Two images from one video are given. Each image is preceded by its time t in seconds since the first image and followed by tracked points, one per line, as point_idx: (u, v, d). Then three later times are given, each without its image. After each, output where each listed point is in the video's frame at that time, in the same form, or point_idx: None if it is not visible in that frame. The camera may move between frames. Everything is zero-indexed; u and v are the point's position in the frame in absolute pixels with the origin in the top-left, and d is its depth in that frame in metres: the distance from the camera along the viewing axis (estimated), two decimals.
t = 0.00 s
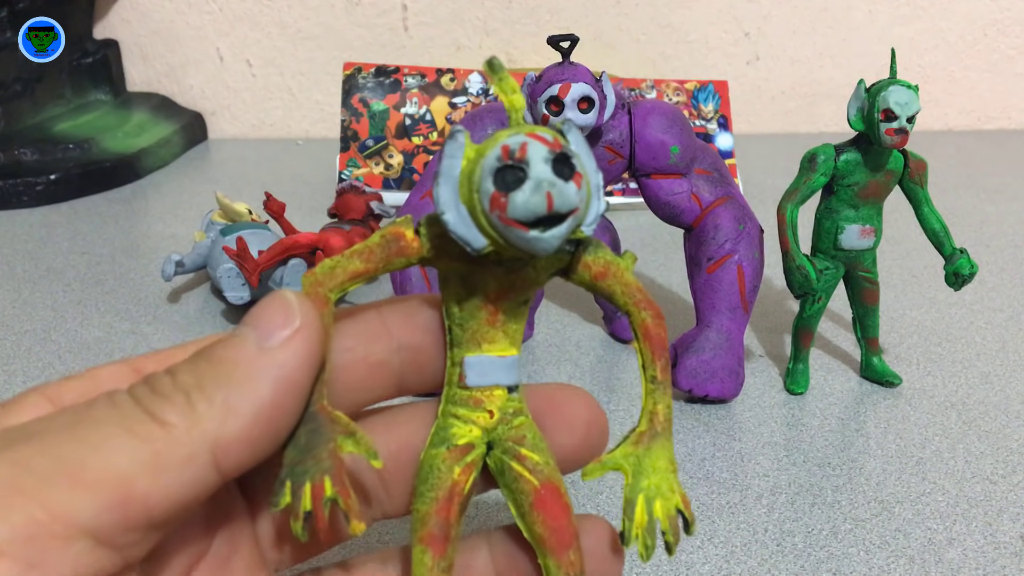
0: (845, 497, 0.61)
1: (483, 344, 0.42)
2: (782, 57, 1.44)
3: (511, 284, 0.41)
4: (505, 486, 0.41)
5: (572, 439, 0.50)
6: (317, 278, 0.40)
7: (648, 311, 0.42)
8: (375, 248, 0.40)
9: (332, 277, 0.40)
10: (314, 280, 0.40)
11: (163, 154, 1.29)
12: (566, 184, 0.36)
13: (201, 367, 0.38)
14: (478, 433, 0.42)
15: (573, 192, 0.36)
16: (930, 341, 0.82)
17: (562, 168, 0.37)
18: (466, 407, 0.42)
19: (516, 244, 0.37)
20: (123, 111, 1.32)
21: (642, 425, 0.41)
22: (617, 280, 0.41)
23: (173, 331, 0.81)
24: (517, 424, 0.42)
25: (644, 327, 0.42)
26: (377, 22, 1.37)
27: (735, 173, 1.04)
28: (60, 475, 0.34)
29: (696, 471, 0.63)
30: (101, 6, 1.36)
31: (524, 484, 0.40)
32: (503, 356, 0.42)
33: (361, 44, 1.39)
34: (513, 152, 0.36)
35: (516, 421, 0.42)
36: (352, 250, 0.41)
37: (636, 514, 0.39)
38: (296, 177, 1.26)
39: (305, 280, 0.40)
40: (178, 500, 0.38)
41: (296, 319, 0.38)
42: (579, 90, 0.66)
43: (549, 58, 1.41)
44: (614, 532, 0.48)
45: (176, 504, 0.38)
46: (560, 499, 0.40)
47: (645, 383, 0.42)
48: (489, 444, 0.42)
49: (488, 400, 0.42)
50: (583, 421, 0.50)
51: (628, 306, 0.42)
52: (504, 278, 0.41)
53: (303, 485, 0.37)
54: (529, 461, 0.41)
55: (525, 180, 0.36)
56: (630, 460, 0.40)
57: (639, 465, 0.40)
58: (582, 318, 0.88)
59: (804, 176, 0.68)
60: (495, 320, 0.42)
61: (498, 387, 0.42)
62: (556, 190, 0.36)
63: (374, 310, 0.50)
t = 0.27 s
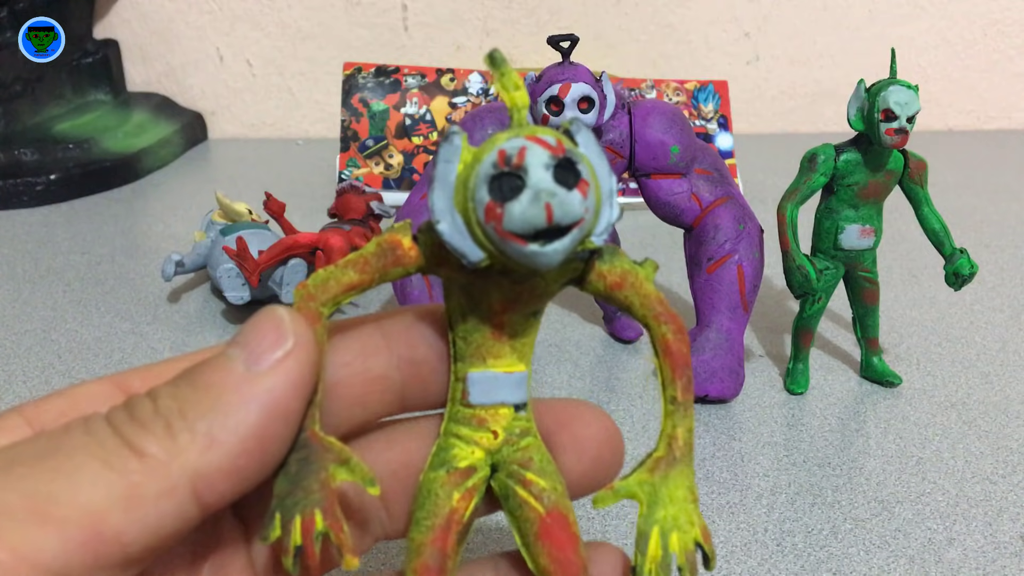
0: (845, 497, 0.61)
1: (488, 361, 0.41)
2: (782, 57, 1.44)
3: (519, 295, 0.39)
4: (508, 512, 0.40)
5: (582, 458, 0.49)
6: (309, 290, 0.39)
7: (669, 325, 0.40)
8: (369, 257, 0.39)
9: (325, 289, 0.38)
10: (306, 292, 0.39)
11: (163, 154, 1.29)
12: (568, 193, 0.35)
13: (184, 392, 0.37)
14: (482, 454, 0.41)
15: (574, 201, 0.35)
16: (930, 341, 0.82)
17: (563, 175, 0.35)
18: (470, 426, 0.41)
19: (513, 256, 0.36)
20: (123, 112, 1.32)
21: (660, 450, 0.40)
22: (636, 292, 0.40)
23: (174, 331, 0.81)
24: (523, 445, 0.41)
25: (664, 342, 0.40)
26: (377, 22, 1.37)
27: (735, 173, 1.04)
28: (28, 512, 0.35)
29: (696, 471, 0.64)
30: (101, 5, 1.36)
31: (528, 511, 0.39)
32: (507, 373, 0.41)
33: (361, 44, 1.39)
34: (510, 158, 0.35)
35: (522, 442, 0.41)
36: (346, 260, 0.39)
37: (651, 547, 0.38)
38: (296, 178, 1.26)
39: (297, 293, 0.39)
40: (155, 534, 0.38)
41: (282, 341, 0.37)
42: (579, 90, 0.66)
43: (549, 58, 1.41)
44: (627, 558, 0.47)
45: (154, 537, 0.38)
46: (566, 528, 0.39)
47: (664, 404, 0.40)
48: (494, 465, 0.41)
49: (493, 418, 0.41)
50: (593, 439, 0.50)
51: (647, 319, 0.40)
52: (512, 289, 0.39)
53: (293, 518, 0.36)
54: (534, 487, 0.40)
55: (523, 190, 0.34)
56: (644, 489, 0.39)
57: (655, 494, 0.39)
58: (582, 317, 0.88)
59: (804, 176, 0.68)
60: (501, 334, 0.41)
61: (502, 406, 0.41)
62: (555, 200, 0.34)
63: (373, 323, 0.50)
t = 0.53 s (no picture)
0: (845, 497, 0.61)
1: (452, 382, 0.32)
2: (782, 57, 1.44)
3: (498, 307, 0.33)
4: (480, 552, 0.33)
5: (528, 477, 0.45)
6: (288, 320, 0.29)
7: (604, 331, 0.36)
8: (356, 274, 0.29)
9: (306, 316, 0.29)
10: (286, 323, 0.29)
11: (163, 154, 1.29)
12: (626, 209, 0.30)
13: (157, 449, 0.30)
14: (450, 486, 0.33)
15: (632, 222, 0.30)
16: (931, 341, 0.82)
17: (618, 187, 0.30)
18: (434, 459, 0.32)
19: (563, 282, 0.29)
20: (123, 111, 1.32)
21: (606, 458, 0.36)
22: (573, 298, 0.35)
23: (174, 331, 0.81)
24: (490, 472, 0.34)
25: (603, 349, 0.36)
26: (376, 22, 1.37)
27: (734, 173, 1.04)
28: None
29: (696, 471, 0.64)
30: (101, 5, 1.36)
31: (507, 544, 0.33)
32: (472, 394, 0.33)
33: (361, 44, 1.39)
34: (573, 170, 0.29)
35: (486, 468, 0.34)
36: (322, 279, 0.29)
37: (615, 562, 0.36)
38: (296, 178, 1.26)
39: (269, 321, 0.29)
40: None
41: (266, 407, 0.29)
42: (579, 90, 0.66)
43: (549, 58, 1.41)
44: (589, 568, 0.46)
45: None
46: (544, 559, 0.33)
47: (602, 412, 0.36)
48: (461, 499, 0.33)
49: (459, 448, 0.33)
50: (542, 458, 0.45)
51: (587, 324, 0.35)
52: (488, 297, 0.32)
53: None
54: (509, 514, 0.33)
55: (587, 204, 0.28)
56: (601, 499, 0.36)
57: (610, 502, 0.36)
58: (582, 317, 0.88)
59: (804, 176, 0.68)
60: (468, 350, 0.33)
61: (466, 432, 0.33)
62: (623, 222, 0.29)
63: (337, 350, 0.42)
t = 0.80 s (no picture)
0: (844, 497, 0.61)
1: (401, 447, 0.32)
2: (782, 56, 1.44)
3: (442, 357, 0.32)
4: None
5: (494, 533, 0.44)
6: (212, 389, 0.28)
7: (562, 372, 0.36)
8: (287, 330, 0.29)
9: (230, 381, 0.28)
10: (208, 393, 0.28)
11: (163, 155, 1.29)
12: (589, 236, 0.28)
13: (53, 560, 0.29)
14: (408, 565, 0.32)
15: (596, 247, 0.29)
16: (931, 341, 0.82)
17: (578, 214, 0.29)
18: (387, 534, 0.32)
19: (526, 319, 0.28)
20: (123, 111, 1.32)
21: (576, 510, 0.36)
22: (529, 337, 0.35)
23: (173, 331, 0.81)
24: (447, 540, 0.33)
25: (559, 394, 0.36)
26: (376, 22, 1.37)
27: (734, 173, 1.04)
28: None
29: (696, 471, 0.64)
30: (101, 5, 1.36)
31: None
32: (423, 456, 0.32)
33: (361, 44, 1.39)
34: (532, 196, 0.27)
35: (444, 536, 0.33)
36: (249, 337, 0.29)
37: None
38: (296, 178, 1.26)
39: (187, 392, 0.28)
40: None
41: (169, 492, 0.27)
42: (579, 90, 0.66)
43: (549, 58, 1.41)
44: None
45: None
46: None
47: (565, 458, 0.36)
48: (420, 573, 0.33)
49: (415, 518, 0.32)
50: (510, 517, 0.44)
51: (541, 373, 0.35)
52: (433, 348, 0.31)
53: None
54: None
55: (550, 234, 0.27)
56: (575, 557, 0.36)
57: (586, 558, 0.36)
58: (582, 317, 0.88)
59: (804, 176, 0.68)
60: (416, 408, 0.32)
61: (420, 503, 0.32)
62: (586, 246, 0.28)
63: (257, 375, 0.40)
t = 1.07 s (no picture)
0: (844, 497, 0.61)
1: (366, 454, 0.32)
2: (782, 56, 1.44)
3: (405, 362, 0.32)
4: None
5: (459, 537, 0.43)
6: (172, 411, 0.27)
7: (525, 368, 0.36)
8: (246, 344, 0.28)
9: (190, 401, 0.27)
10: (165, 414, 0.27)
11: (163, 154, 1.29)
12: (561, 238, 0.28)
13: None
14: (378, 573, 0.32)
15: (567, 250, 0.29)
16: (931, 341, 0.82)
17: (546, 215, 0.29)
18: (353, 543, 0.32)
19: (497, 325, 0.28)
20: (124, 111, 1.32)
21: (543, 507, 0.35)
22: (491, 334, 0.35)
23: (173, 331, 0.81)
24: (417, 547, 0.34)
25: (522, 389, 0.35)
26: (376, 22, 1.37)
27: (734, 173, 1.04)
28: None
29: (695, 471, 0.64)
30: (101, 5, 1.36)
31: None
32: (387, 462, 0.33)
33: (361, 44, 1.39)
34: (501, 199, 0.27)
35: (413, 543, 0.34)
36: (206, 353, 0.28)
37: None
38: (296, 178, 1.26)
39: (145, 414, 0.27)
40: None
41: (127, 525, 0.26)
42: (579, 90, 0.66)
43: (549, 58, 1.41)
44: None
45: None
46: None
47: (531, 455, 0.36)
48: None
49: (383, 526, 0.33)
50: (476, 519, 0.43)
51: (504, 368, 0.35)
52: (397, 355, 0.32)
53: None
54: None
55: (520, 240, 0.27)
56: (544, 555, 0.35)
57: (556, 554, 0.35)
58: (582, 317, 0.88)
59: (804, 176, 0.68)
60: (380, 416, 0.32)
61: (388, 510, 0.33)
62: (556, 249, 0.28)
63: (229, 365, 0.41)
